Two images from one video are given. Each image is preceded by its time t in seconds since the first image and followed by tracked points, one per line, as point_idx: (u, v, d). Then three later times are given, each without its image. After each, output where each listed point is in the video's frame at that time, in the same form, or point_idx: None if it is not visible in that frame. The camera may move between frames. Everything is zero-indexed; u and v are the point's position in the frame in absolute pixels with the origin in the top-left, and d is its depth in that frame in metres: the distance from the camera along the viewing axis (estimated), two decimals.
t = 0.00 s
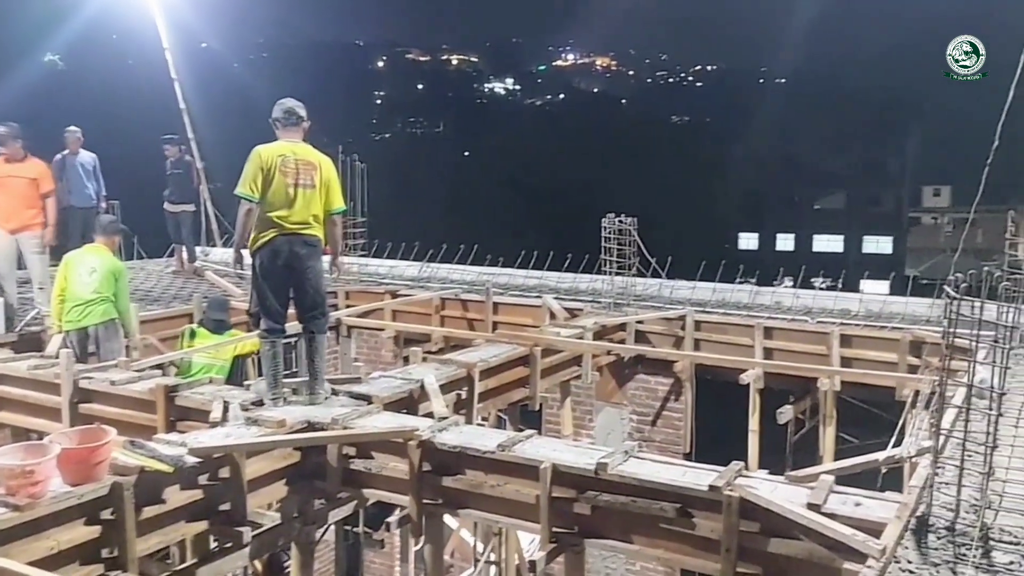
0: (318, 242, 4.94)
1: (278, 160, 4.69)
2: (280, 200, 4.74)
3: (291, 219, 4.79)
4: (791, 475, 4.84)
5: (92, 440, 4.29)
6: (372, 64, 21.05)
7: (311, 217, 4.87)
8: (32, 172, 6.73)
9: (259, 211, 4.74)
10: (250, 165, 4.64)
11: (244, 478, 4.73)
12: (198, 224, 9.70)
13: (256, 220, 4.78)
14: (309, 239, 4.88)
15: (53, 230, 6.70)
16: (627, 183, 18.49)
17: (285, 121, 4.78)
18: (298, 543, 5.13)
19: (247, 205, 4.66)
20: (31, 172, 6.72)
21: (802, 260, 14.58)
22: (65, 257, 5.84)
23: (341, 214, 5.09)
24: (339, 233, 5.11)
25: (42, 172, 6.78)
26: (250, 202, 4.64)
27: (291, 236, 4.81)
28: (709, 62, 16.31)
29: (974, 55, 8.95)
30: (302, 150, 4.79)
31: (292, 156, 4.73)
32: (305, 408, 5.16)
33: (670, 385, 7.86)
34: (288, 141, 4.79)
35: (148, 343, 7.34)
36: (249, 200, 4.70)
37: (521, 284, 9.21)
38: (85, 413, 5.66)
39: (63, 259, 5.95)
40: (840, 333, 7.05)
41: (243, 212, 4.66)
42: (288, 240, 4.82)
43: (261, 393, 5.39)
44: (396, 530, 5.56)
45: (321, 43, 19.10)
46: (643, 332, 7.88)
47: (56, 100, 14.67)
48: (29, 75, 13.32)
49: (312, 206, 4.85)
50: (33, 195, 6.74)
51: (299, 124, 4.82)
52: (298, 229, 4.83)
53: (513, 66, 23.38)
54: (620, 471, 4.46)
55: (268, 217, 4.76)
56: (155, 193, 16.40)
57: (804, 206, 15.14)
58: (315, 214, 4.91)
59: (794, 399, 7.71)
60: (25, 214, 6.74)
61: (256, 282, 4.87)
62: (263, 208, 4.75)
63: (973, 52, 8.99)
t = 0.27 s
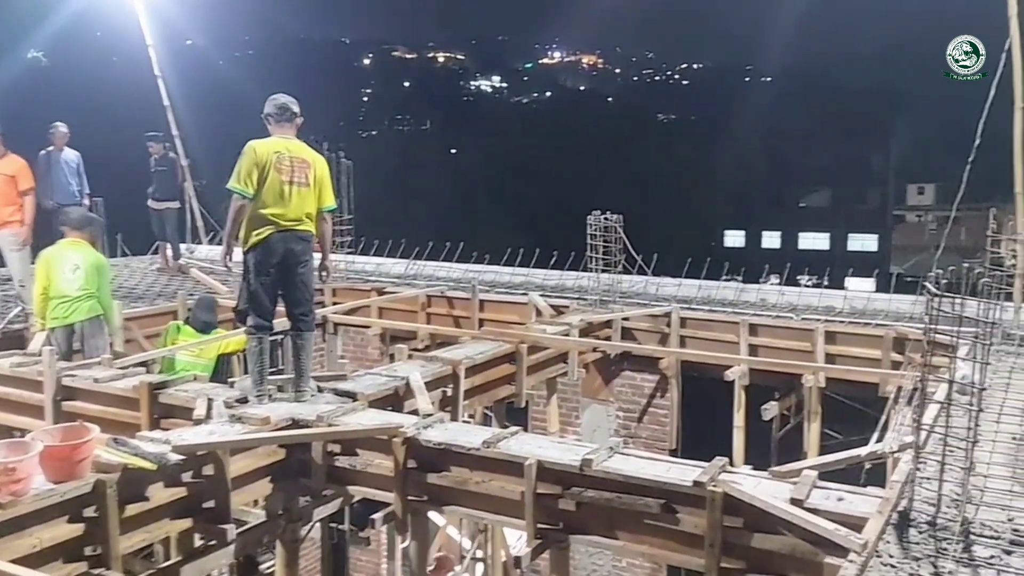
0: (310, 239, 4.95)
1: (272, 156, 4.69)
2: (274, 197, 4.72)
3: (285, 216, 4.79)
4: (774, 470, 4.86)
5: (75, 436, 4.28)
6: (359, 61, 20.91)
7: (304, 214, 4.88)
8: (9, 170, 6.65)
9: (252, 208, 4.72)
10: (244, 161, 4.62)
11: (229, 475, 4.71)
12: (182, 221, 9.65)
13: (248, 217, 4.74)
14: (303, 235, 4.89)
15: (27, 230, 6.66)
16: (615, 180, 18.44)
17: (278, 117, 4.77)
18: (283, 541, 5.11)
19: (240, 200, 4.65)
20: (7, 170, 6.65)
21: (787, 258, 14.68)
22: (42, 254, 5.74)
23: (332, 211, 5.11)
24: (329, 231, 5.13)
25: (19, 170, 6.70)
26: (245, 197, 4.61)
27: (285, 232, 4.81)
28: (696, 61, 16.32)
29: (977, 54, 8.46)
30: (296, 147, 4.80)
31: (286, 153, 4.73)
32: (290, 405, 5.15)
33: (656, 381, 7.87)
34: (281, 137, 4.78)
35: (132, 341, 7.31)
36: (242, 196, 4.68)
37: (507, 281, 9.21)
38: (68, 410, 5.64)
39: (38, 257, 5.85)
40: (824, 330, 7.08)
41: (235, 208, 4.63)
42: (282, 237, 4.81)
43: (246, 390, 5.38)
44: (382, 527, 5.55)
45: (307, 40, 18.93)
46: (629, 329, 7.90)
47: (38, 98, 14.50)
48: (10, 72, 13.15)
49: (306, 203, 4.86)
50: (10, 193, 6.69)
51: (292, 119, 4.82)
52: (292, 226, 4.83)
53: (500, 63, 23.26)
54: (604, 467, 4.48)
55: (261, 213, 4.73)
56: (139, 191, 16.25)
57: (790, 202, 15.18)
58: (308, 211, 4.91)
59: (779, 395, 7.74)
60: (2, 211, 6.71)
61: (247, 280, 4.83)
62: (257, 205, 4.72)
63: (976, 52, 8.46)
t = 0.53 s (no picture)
0: (301, 235, 4.95)
1: (263, 153, 4.66)
2: (265, 194, 4.69)
3: (277, 213, 4.77)
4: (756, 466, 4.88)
5: (57, 434, 4.26)
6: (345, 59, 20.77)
7: (295, 211, 4.86)
8: None
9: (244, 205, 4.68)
10: (236, 159, 4.58)
11: (213, 473, 4.68)
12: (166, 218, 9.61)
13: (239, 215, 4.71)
14: (294, 232, 4.88)
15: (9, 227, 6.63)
16: (600, 178, 18.41)
17: (267, 114, 4.73)
18: (267, 539, 5.09)
19: (232, 198, 4.60)
20: None
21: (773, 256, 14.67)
22: (23, 255, 5.68)
23: (321, 208, 5.10)
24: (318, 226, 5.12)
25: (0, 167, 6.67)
26: (237, 195, 4.57)
27: (278, 229, 4.80)
28: (682, 60, 16.34)
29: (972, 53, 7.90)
30: (285, 143, 4.78)
31: (276, 149, 4.71)
32: (274, 403, 5.14)
33: (641, 378, 7.90)
34: (270, 134, 4.75)
35: (115, 338, 7.28)
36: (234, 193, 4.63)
37: (493, 279, 9.20)
38: (50, 408, 5.61)
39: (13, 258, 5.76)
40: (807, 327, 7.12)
41: (230, 206, 4.57)
42: (275, 234, 4.79)
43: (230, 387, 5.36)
44: (367, 524, 5.55)
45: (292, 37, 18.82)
46: (614, 326, 7.93)
47: (19, 96, 14.33)
48: None
49: (297, 199, 4.85)
50: None
51: (282, 116, 4.79)
52: (284, 223, 4.81)
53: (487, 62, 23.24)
54: (588, 462, 4.49)
55: (253, 210, 4.70)
56: (123, 190, 16.10)
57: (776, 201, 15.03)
58: (299, 208, 4.90)
59: (762, 392, 7.78)
60: None
61: (235, 277, 4.80)
62: (248, 202, 4.68)
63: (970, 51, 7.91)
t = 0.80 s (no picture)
0: (291, 232, 4.93)
1: (252, 150, 4.64)
2: (254, 191, 4.66)
3: (267, 210, 4.74)
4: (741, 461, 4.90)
5: (40, 432, 4.23)
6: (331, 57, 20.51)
7: (285, 208, 4.84)
8: None
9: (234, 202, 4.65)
10: (225, 156, 4.55)
11: (199, 471, 4.66)
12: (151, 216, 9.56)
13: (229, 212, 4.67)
14: (284, 229, 4.86)
15: None
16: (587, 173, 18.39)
17: (255, 111, 4.71)
18: (253, 537, 5.08)
19: (222, 195, 4.57)
20: None
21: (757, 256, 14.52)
22: (6, 254, 5.61)
23: (310, 205, 5.08)
24: (306, 223, 5.10)
25: None
26: (227, 192, 4.54)
27: (268, 226, 4.77)
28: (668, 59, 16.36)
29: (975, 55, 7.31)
30: (274, 140, 4.76)
31: (264, 146, 4.69)
32: (261, 400, 5.12)
33: (628, 376, 7.91)
34: (259, 131, 4.73)
35: (99, 336, 7.25)
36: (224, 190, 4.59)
37: (480, 277, 9.21)
38: (34, 406, 5.58)
39: None
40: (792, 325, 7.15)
41: (220, 203, 4.54)
42: (265, 231, 4.76)
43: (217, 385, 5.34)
44: (354, 521, 5.54)
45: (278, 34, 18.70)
46: (600, 324, 7.94)
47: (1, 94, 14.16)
48: None
49: (286, 196, 4.83)
50: None
51: (269, 113, 4.78)
52: (274, 220, 4.79)
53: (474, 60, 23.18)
54: (575, 459, 4.49)
55: (242, 208, 4.67)
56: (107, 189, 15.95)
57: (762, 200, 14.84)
58: (288, 204, 4.88)
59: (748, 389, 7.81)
60: None
61: (223, 275, 4.77)
62: (237, 199, 4.65)
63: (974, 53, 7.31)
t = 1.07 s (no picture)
0: (276, 230, 4.90)
1: (235, 147, 4.62)
2: (238, 188, 4.64)
3: (252, 207, 4.72)
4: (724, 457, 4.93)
5: (20, 430, 4.20)
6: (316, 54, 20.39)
7: (270, 205, 4.82)
8: None
9: (217, 199, 4.63)
10: (208, 152, 4.54)
11: (181, 469, 4.63)
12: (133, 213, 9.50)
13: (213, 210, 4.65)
14: (269, 226, 4.84)
15: None
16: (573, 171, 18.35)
17: (238, 107, 4.70)
18: (236, 535, 5.05)
19: (205, 192, 4.55)
20: None
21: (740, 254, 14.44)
22: None
23: (295, 202, 5.06)
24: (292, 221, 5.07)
25: None
26: (210, 189, 4.52)
27: (252, 224, 4.75)
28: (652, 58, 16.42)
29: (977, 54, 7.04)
30: (258, 137, 4.74)
31: (248, 143, 4.67)
32: (244, 398, 5.10)
33: (612, 373, 7.94)
34: (243, 127, 4.71)
35: (80, 334, 7.19)
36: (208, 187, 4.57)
37: (465, 275, 9.20)
38: (15, 404, 5.54)
39: None
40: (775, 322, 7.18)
41: (204, 200, 4.52)
42: (249, 228, 4.74)
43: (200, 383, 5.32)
44: (337, 519, 5.54)
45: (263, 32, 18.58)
46: (585, 321, 7.96)
47: None
48: None
49: (271, 193, 4.80)
50: None
51: (253, 110, 4.76)
52: (259, 217, 4.76)
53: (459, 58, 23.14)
54: (559, 456, 4.50)
55: (226, 205, 4.64)
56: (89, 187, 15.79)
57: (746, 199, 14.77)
58: (273, 202, 4.85)
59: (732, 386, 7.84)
60: None
61: (207, 272, 4.74)
62: (221, 196, 4.63)
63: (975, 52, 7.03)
